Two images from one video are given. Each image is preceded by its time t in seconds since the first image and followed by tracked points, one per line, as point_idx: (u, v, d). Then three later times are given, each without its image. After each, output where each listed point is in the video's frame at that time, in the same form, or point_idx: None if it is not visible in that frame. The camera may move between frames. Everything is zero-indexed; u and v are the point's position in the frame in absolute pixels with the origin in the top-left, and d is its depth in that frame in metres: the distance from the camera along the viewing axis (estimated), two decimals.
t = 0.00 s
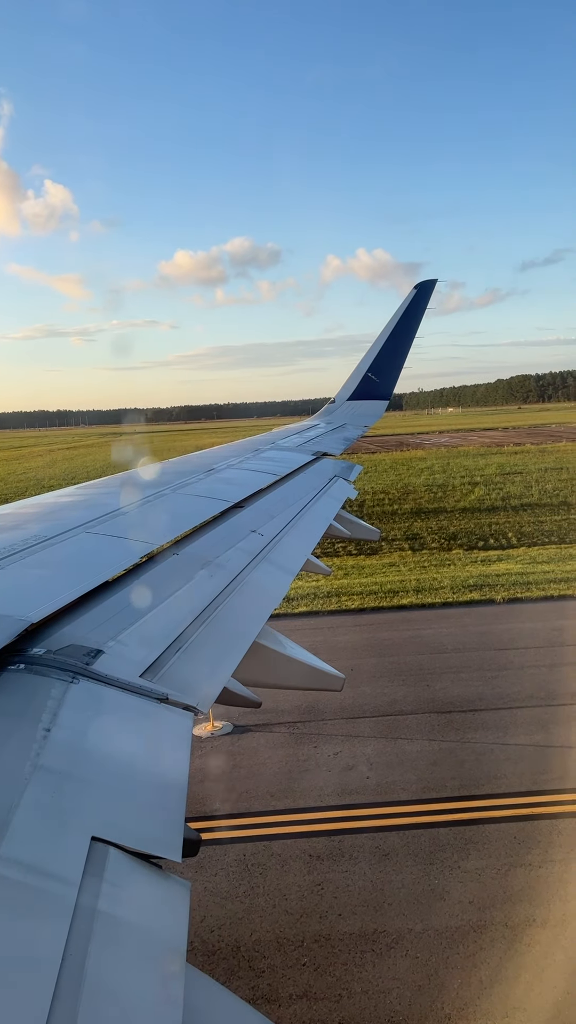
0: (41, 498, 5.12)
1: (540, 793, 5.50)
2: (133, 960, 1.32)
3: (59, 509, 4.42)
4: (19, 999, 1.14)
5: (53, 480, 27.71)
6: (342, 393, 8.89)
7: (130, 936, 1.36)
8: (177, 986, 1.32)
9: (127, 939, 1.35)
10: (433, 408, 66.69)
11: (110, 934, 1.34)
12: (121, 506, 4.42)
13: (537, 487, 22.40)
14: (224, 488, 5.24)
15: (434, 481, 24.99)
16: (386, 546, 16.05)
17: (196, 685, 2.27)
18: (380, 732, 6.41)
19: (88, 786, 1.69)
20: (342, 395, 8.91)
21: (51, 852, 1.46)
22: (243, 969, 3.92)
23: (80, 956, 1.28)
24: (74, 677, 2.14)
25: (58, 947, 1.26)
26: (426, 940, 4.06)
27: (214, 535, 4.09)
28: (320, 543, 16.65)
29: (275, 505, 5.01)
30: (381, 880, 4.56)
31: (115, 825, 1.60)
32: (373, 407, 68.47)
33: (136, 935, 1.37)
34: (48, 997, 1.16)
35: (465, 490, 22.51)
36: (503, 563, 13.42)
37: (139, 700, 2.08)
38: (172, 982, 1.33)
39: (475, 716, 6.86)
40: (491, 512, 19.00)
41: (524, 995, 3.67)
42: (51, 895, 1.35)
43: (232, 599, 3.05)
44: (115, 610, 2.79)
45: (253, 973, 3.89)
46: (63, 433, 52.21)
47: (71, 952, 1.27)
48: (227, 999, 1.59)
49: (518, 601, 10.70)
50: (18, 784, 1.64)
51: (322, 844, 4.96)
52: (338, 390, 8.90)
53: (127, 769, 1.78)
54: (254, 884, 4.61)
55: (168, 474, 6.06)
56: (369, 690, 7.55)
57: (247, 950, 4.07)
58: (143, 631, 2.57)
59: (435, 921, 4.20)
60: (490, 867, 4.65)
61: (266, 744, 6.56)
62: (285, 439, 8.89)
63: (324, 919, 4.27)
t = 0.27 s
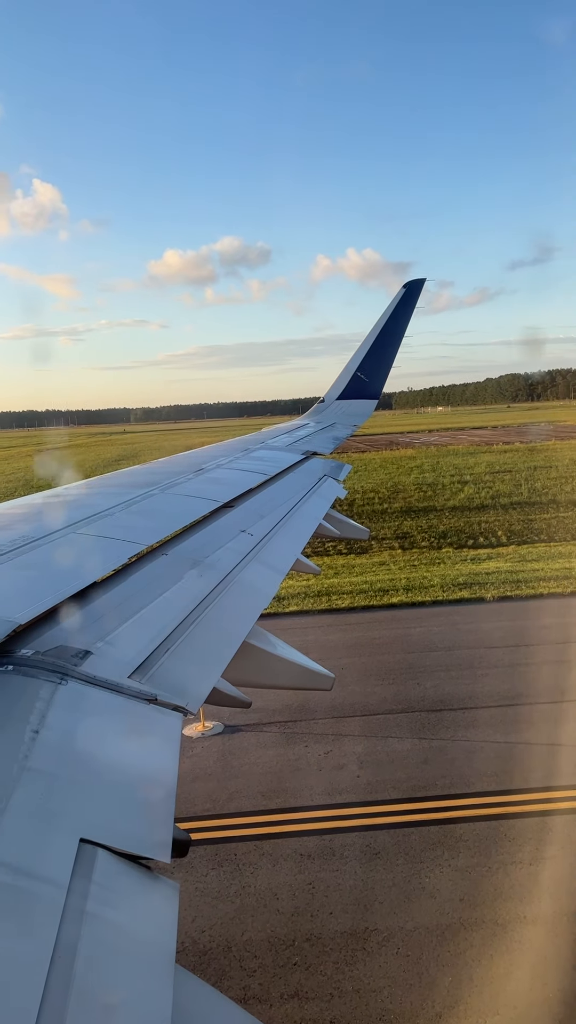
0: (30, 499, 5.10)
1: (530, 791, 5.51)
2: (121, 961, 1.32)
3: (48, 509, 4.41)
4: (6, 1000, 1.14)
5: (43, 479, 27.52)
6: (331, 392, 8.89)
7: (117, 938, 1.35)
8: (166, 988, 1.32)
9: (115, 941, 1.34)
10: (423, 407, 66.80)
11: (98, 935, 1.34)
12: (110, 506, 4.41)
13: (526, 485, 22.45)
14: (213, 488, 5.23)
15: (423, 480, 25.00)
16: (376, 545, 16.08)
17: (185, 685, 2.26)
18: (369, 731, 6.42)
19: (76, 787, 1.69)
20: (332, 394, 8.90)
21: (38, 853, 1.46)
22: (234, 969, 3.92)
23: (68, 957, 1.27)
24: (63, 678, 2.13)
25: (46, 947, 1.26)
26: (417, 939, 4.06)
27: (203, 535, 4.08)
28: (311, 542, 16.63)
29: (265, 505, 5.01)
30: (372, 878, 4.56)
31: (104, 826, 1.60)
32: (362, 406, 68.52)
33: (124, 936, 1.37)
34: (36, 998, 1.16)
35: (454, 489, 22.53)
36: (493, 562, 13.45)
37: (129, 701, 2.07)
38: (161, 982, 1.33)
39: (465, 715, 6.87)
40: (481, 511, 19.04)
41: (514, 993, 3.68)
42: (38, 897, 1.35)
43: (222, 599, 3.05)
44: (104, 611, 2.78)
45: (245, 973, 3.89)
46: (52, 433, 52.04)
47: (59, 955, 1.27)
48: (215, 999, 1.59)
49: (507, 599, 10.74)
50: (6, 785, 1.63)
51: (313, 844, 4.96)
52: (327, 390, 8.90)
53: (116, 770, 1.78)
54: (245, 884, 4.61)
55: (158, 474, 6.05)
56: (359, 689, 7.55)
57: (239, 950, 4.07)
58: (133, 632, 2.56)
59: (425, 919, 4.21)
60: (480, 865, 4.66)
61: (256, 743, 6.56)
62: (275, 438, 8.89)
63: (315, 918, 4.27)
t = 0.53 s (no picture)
0: (24, 497, 5.08)
1: (524, 789, 5.52)
2: (115, 959, 1.32)
3: (43, 507, 4.40)
4: None
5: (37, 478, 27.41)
6: (327, 390, 8.87)
7: (111, 937, 1.35)
8: (161, 987, 1.32)
9: (109, 941, 1.34)
10: (418, 405, 66.85)
11: (92, 935, 1.34)
12: (105, 505, 4.40)
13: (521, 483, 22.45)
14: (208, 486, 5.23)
15: (418, 479, 25.00)
16: (371, 543, 16.09)
17: (180, 685, 2.26)
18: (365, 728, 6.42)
19: (70, 787, 1.68)
20: (327, 392, 8.89)
21: (32, 853, 1.46)
22: (230, 967, 3.93)
23: (62, 956, 1.27)
24: (57, 678, 2.13)
25: (39, 947, 1.25)
26: (412, 936, 4.07)
27: (198, 533, 4.08)
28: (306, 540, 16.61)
29: (261, 503, 5.01)
30: (368, 876, 4.57)
31: (99, 826, 1.60)
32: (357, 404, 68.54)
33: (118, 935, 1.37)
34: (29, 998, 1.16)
35: (449, 487, 22.53)
36: (488, 559, 13.46)
37: (123, 700, 2.07)
38: (155, 981, 1.33)
39: (460, 713, 6.88)
40: (476, 509, 19.04)
41: (509, 990, 3.69)
42: (32, 897, 1.35)
43: (217, 598, 3.05)
44: (99, 610, 2.78)
45: (241, 971, 3.89)
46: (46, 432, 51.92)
47: (54, 954, 1.27)
48: (210, 999, 1.59)
49: (502, 597, 10.76)
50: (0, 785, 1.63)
51: (309, 842, 4.96)
52: (322, 388, 8.89)
53: (111, 769, 1.78)
54: (241, 882, 4.61)
55: (152, 472, 6.04)
56: (355, 688, 7.55)
57: (234, 948, 4.07)
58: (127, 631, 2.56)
59: (420, 917, 4.22)
60: (475, 863, 4.66)
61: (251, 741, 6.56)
62: (270, 436, 8.89)
63: (310, 916, 4.28)
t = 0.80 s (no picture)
0: (23, 495, 5.08)
1: (523, 788, 5.52)
2: (113, 959, 1.31)
3: (42, 506, 4.40)
4: None
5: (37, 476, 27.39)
6: (326, 389, 8.87)
7: (108, 937, 1.35)
8: (159, 987, 1.32)
9: (106, 941, 1.34)
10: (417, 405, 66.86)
11: (89, 935, 1.33)
12: (103, 503, 4.41)
13: (520, 483, 22.44)
14: (206, 484, 5.24)
15: (418, 478, 25.00)
16: (370, 542, 16.08)
17: (178, 684, 2.26)
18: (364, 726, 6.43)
19: (67, 786, 1.68)
20: (326, 391, 8.89)
21: (30, 852, 1.46)
22: (228, 965, 3.93)
23: (59, 956, 1.27)
24: (55, 676, 2.12)
25: (37, 946, 1.25)
26: (410, 934, 4.08)
27: (197, 532, 4.07)
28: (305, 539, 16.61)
29: (260, 501, 5.01)
30: (367, 875, 4.58)
31: (95, 824, 1.60)
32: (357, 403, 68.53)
33: (115, 935, 1.36)
34: (26, 998, 1.16)
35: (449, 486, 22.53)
36: (487, 559, 13.46)
37: (121, 699, 2.07)
38: (152, 981, 1.33)
39: (459, 712, 6.88)
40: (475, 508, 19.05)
41: (507, 989, 3.69)
42: (29, 897, 1.35)
43: (216, 597, 3.04)
44: (97, 608, 2.78)
45: (239, 969, 3.90)
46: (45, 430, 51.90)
47: (50, 952, 1.27)
48: (208, 997, 1.59)
49: (501, 596, 10.75)
50: None
51: (307, 840, 4.96)
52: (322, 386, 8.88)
53: (109, 766, 1.78)
54: (239, 879, 4.62)
55: (151, 470, 6.05)
56: (354, 686, 7.55)
57: (233, 946, 4.07)
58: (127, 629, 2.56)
59: (419, 915, 4.22)
60: (474, 861, 4.67)
61: (251, 740, 6.58)
62: (269, 435, 8.89)
63: (309, 914, 4.28)
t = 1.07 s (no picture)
0: (26, 493, 5.08)
1: (525, 787, 5.52)
2: (113, 957, 1.31)
3: (44, 504, 4.40)
4: None
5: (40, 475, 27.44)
6: (329, 388, 8.87)
7: (109, 935, 1.35)
8: (159, 986, 1.31)
9: (107, 939, 1.34)
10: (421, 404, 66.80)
11: (90, 933, 1.34)
12: (106, 501, 4.41)
13: (523, 483, 22.42)
14: (209, 482, 5.24)
15: (421, 477, 24.98)
16: (373, 541, 16.08)
17: (181, 682, 2.25)
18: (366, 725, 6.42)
19: (69, 783, 1.68)
20: (330, 390, 8.89)
21: (31, 849, 1.46)
22: (229, 963, 3.93)
23: (60, 954, 1.27)
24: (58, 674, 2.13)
25: (38, 944, 1.26)
26: (412, 933, 4.08)
27: (199, 530, 4.07)
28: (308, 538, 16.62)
29: (263, 500, 5.01)
30: (369, 873, 4.58)
31: (96, 822, 1.60)
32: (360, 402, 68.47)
33: (116, 933, 1.36)
34: (26, 997, 1.16)
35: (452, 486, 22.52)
36: (490, 558, 13.45)
37: (123, 697, 2.07)
38: (153, 979, 1.33)
39: (461, 711, 6.88)
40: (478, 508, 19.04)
41: (508, 988, 3.70)
42: (31, 894, 1.35)
43: (218, 595, 3.04)
44: (100, 606, 2.78)
45: (240, 967, 3.90)
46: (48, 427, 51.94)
47: (52, 950, 1.27)
48: (210, 995, 1.59)
49: (503, 596, 10.74)
50: None
51: (309, 839, 4.96)
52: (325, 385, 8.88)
53: (110, 764, 1.78)
54: (241, 878, 4.63)
55: (154, 469, 6.06)
56: (356, 685, 7.55)
57: (234, 944, 4.08)
58: (129, 627, 2.56)
59: (420, 914, 4.22)
60: (475, 860, 4.67)
61: (252, 738, 6.58)
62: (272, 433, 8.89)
63: (310, 913, 4.28)
